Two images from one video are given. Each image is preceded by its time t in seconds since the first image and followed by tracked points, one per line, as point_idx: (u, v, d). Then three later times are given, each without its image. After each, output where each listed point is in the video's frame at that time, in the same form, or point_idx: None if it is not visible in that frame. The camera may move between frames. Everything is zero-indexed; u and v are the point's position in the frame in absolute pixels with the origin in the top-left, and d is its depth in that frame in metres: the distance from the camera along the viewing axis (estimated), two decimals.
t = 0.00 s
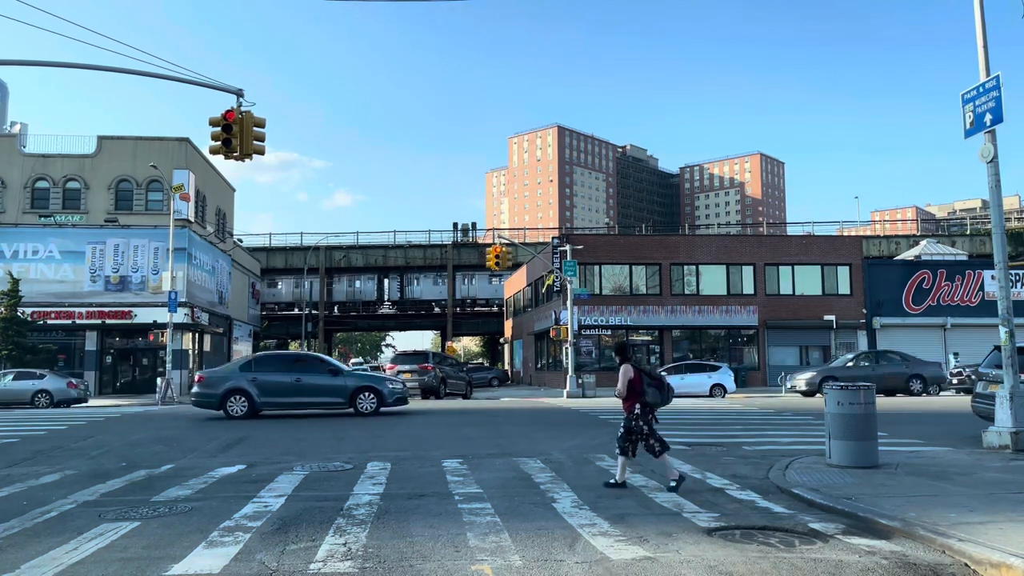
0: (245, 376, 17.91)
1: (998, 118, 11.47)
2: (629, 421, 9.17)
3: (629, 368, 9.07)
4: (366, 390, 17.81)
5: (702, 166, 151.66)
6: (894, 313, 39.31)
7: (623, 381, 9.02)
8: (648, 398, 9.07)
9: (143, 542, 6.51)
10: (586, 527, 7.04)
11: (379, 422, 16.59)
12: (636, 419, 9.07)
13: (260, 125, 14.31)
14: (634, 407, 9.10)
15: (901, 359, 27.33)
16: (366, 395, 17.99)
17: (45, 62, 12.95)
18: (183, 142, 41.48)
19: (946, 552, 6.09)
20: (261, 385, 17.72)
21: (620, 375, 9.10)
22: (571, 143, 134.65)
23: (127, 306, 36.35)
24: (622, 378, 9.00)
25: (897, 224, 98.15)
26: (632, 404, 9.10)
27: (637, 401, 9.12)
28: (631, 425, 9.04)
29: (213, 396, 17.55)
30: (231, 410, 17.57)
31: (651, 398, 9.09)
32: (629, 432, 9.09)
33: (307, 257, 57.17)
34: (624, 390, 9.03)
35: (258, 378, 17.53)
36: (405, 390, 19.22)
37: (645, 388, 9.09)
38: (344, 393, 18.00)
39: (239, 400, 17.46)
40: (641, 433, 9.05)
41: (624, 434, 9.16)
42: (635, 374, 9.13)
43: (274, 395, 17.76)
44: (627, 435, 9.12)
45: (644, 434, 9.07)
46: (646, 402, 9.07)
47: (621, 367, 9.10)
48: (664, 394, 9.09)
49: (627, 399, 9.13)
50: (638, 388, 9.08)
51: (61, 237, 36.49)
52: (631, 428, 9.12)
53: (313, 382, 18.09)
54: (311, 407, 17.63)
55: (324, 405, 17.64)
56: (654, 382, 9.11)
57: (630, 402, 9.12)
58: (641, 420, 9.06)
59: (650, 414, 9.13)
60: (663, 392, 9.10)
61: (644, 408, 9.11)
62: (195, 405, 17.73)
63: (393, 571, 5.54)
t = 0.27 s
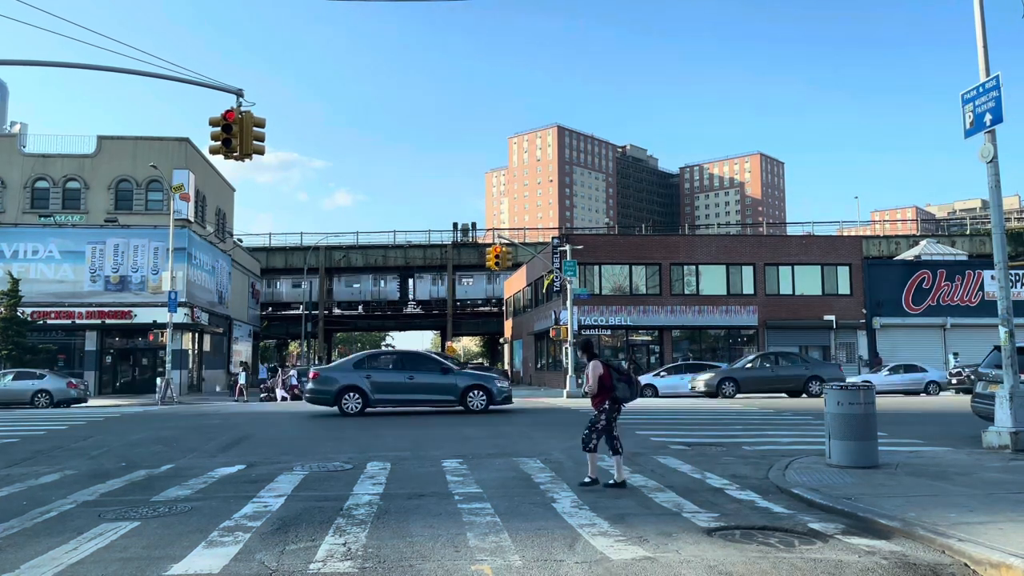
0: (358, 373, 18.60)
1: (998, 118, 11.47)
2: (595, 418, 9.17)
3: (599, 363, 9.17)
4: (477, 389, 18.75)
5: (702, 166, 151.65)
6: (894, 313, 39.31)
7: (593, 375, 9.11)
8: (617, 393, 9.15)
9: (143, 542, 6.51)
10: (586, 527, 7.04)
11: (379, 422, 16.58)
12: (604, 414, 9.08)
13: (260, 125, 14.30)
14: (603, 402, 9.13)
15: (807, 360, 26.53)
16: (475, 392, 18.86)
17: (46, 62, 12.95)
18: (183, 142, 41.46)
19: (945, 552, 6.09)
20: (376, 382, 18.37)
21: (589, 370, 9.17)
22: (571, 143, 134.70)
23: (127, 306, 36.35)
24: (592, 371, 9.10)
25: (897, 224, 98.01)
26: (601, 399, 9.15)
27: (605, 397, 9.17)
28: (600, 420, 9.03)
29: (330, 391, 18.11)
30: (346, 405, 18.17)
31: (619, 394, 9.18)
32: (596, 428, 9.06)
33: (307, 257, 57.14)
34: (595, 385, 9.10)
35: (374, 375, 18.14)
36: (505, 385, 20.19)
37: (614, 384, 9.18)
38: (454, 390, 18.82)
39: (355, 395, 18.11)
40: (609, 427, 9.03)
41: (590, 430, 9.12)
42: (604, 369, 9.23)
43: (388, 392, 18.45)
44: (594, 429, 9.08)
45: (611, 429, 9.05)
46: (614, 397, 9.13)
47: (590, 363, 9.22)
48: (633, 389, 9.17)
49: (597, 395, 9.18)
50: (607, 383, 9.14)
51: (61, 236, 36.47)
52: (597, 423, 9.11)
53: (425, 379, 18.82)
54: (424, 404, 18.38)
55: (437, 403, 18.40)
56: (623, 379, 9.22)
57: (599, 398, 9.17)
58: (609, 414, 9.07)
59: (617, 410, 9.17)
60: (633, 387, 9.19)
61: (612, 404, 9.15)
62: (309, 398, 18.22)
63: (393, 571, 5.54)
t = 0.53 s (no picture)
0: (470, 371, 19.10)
1: (998, 118, 11.47)
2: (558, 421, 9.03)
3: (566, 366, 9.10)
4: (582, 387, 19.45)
5: (702, 166, 151.67)
6: (894, 313, 39.31)
7: (560, 378, 9.02)
8: (583, 397, 9.08)
9: (143, 542, 6.51)
10: (586, 527, 7.04)
11: (380, 422, 16.58)
12: (568, 416, 8.96)
13: (260, 125, 14.30)
14: (567, 404, 9.03)
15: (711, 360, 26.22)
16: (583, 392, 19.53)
17: (46, 62, 12.95)
18: (183, 142, 41.44)
19: (945, 552, 6.09)
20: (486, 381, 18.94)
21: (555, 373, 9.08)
22: (571, 143, 134.79)
23: (126, 306, 36.35)
24: (559, 374, 9.02)
25: (897, 224, 98.03)
26: (565, 402, 9.04)
27: (570, 401, 9.07)
28: (564, 422, 8.91)
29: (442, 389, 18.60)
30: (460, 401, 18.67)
31: (584, 398, 9.10)
32: (560, 431, 8.92)
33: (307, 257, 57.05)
34: (560, 388, 9.00)
35: (485, 372, 18.72)
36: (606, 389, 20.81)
37: (580, 387, 9.11)
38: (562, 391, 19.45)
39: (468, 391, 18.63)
40: (572, 430, 8.93)
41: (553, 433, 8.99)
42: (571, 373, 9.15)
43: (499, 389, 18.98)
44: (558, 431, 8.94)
45: (574, 432, 8.94)
46: (578, 401, 9.06)
47: (558, 366, 9.14)
48: (598, 394, 9.13)
49: (561, 398, 9.06)
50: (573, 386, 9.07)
51: (61, 236, 36.46)
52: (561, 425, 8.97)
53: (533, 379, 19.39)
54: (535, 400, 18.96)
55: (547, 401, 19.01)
56: (589, 383, 9.16)
57: (564, 401, 9.05)
58: (573, 417, 8.97)
59: (581, 415, 9.07)
60: (597, 392, 9.15)
61: (576, 407, 9.05)
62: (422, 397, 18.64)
63: (393, 571, 5.54)
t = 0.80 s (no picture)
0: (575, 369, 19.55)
1: (998, 119, 11.48)
2: (528, 421, 8.98)
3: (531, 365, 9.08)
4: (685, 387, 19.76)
5: (702, 166, 151.70)
6: (893, 313, 39.32)
7: (526, 376, 9.01)
8: (550, 395, 9.04)
9: (143, 542, 6.51)
10: (586, 527, 7.05)
11: (380, 423, 16.59)
12: (537, 415, 8.93)
13: (260, 125, 14.30)
14: (535, 404, 8.99)
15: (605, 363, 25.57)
16: (685, 391, 19.86)
17: (45, 62, 12.96)
18: (183, 142, 41.44)
19: (945, 553, 6.09)
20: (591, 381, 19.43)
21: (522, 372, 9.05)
22: (570, 143, 134.85)
23: (126, 306, 36.37)
24: (524, 372, 9.00)
25: (897, 224, 98.02)
26: (532, 401, 9.01)
27: (538, 400, 9.05)
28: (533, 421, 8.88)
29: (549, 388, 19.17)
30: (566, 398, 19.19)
31: (552, 396, 9.07)
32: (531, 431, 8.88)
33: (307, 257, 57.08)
34: (526, 386, 8.99)
35: (591, 372, 19.22)
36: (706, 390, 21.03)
37: (546, 385, 9.08)
38: (664, 390, 19.77)
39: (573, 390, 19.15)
40: (542, 428, 8.88)
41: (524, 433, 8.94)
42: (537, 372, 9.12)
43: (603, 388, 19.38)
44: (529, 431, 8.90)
45: (544, 431, 8.89)
46: (547, 399, 9.03)
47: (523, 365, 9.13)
48: (565, 390, 9.11)
49: (529, 397, 9.03)
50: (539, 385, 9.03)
51: (61, 236, 36.46)
52: (531, 425, 8.94)
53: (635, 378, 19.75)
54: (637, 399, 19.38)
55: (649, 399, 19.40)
56: (555, 381, 9.13)
57: (531, 400, 9.02)
58: (542, 416, 8.93)
59: (551, 413, 9.02)
60: (564, 388, 9.14)
61: (545, 406, 9.01)
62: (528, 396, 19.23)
63: (394, 571, 5.55)
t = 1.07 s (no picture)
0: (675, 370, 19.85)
1: (998, 118, 11.48)
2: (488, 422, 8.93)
3: (495, 366, 8.92)
4: (787, 388, 19.63)
5: (702, 166, 151.66)
6: (894, 313, 39.33)
7: (488, 379, 8.86)
8: (511, 398, 8.94)
9: (143, 542, 6.51)
10: (586, 527, 7.05)
11: (380, 423, 16.59)
12: (496, 418, 8.87)
13: (260, 125, 14.30)
14: (495, 406, 8.90)
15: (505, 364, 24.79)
16: (786, 392, 19.80)
17: (46, 62, 12.96)
18: (183, 142, 41.44)
19: (945, 552, 6.09)
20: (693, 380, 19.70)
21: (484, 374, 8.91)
22: (570, 143, 134.89)
23: (127, 306, 36.39)
24: (487, 375, 8.86)
25: (898, 224, 98.04)
26: (493, 403, 8.92)
27: (498, 402, 8.96)
28: (493, 424, 8.82)
29: (649, 389, 19.52)
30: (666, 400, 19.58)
31: (512, 398, 8.97)
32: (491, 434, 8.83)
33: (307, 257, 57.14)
34: (488, 388, 8.86)
35: (692, 372, 19.50)
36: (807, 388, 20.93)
37: (508, 387, 8.96)
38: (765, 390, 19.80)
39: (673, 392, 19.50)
40: (501, 433, 8.85)
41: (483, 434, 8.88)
42: (500, 373, 8.99)
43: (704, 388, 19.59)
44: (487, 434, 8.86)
45: (503, 434, 8.88)
46: (507, 402, 8.94)
47: (486, 365, 8.96)
48: (527, 393, 9.01)
49: (489, 399, 8.93)
50: (501, 387, 8.91)
51: (61, 237, 36.46)
52: (490, 428, 8.89)
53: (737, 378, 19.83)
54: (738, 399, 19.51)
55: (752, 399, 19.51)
56: (517, 383, 9.01)
57: (492, 402, 8.92)
58: (501, 420, 8.88)
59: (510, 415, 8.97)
60: (526, 391, 9.03)
61: (505, 408, 8.95)
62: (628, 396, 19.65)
63: (393, 571, 5.55)
